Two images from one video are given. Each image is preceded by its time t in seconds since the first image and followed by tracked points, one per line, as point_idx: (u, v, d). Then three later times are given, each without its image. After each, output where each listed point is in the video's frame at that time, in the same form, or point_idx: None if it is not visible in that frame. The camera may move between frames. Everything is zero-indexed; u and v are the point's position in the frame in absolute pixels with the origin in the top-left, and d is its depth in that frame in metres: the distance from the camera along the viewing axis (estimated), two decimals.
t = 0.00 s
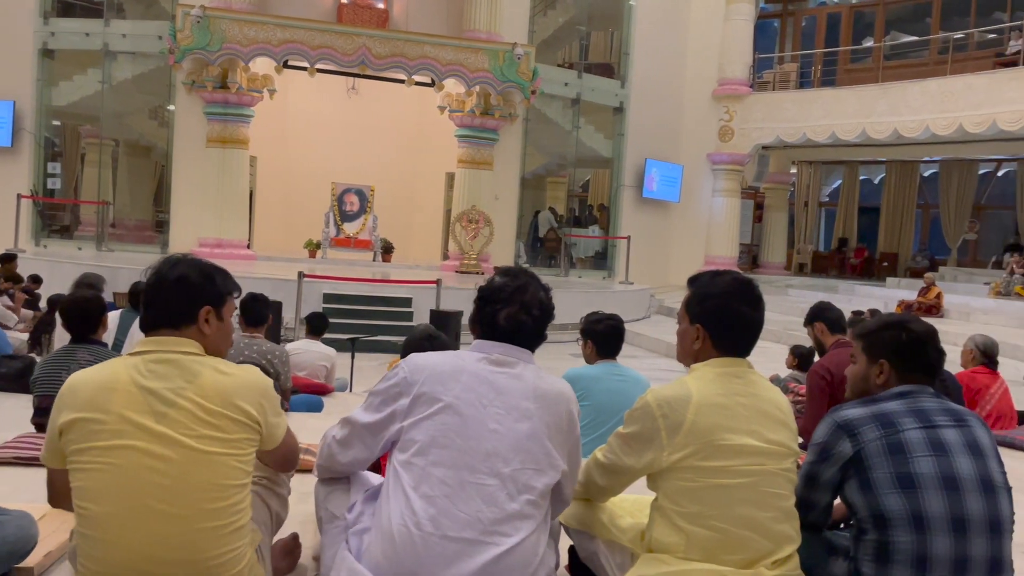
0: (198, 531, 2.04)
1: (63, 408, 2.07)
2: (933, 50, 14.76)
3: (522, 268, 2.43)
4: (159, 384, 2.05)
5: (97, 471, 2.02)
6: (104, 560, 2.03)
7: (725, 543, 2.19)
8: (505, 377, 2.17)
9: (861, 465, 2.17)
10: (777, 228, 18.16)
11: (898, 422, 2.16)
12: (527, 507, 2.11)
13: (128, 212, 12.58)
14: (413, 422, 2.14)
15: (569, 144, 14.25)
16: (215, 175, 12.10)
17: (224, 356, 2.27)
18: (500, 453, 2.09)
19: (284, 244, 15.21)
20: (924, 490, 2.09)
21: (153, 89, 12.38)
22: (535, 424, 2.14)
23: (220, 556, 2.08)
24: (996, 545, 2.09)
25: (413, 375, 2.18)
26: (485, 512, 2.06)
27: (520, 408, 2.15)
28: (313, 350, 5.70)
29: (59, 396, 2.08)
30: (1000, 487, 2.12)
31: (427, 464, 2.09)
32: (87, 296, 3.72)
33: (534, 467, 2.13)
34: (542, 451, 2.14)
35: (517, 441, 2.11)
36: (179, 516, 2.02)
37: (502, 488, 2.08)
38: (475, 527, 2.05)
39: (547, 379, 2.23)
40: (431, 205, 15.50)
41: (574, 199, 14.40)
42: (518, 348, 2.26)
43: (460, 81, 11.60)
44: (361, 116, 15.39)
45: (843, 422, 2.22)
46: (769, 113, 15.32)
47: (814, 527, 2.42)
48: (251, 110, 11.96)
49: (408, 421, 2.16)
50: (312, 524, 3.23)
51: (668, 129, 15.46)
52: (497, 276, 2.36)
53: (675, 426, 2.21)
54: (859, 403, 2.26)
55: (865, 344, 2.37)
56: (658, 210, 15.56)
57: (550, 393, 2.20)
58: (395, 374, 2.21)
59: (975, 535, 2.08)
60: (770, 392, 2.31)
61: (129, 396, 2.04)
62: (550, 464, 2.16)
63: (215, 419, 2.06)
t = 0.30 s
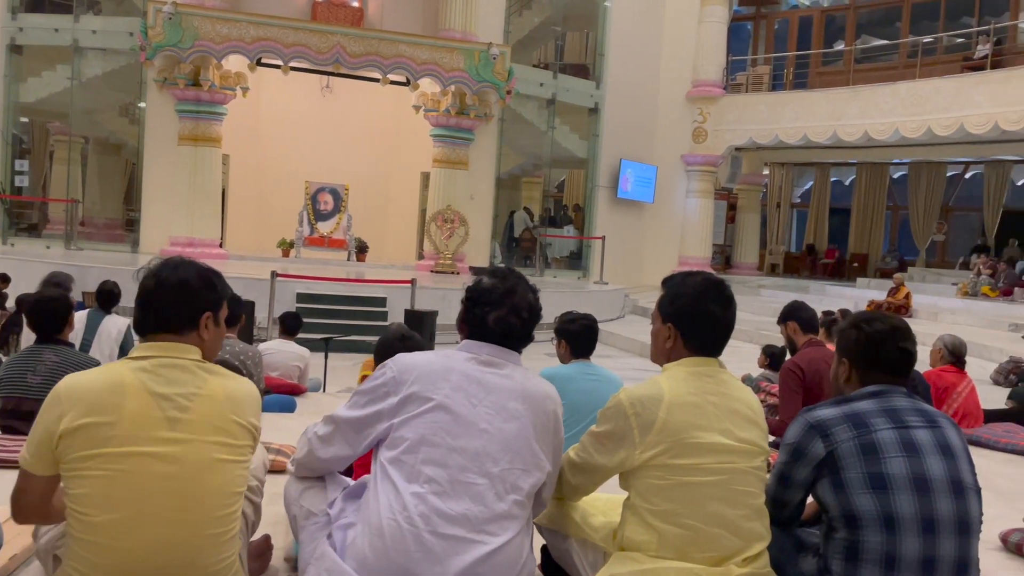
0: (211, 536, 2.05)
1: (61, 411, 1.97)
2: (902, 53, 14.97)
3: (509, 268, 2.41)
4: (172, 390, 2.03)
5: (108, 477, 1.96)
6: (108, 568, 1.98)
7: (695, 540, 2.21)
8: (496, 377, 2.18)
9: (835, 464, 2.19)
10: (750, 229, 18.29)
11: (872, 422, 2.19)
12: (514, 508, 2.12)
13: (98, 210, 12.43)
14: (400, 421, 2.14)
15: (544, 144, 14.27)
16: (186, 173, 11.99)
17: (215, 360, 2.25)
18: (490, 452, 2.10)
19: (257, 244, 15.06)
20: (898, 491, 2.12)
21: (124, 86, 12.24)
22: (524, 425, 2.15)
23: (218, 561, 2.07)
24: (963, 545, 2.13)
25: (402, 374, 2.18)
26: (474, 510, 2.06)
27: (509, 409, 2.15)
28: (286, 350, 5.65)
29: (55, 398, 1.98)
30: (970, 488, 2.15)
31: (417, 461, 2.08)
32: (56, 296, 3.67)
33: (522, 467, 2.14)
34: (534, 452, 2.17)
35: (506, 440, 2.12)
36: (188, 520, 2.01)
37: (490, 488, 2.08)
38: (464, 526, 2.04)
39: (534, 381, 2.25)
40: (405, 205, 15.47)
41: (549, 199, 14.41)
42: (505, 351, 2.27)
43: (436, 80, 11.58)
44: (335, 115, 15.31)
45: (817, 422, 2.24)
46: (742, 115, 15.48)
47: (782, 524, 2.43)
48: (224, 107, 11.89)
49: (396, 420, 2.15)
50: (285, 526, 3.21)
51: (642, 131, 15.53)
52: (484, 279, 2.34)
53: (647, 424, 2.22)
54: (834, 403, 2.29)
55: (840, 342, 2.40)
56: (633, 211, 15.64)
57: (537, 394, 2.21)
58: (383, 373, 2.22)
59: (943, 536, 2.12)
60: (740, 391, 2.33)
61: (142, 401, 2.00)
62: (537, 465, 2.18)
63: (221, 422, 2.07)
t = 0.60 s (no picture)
0: (185, 544, 2.03)
1: (39, 408, 1.93)
2: (873, 56, 15.17)
3: (462, 262, 2.38)
4: (157, 394, 2.00)
5: (85, 480, 1.94)
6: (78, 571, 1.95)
7: (667, 538, 2.22)
8: (449, 375, 2.16)
9: (802, 461, 2.22)
10: (723, 229, 18.42)
11: (836, 419, 2.21)
12: (475, 504, 2.11)
13: (66, 208, 12.28)
14: (356, 424, 2.13)
15: (520, 144, 14.25)
16: (157, 170, 11.86)
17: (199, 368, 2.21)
18: (446, 450, 2.08)
19: (228, 242, 14.90)
20: (862, 486, 2.14)
21: (94, 82, 12.09)
22: (483, 421, 2.14)
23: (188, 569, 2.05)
24: (927, 539, 2.16)
25: (356, 378, 2.17)
26: (430, 510, 2.04)
27: (467, 406, 2.14)
28: (258, 350, 5.61)
29: (35, 394, 1.93)
30: (934, 484, 2.19)
31: (372, 465, 2.08)
32: (21, 295, 3.61)
33: (481, 463, 2.12)
34: (493, 449, 2.15)
35: (463, 436, 2.10)
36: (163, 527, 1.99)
37: (449, 486, 2.07)
38: (423, 525, 2.03)
39: (494, 376, 2.24)
40: (380, 203, 15.42)
41: (524, 199, 14.40)
42: (460, 347, 2.25)
43: (410, 78, 11.54)
44: (309, 113, 15.22)
45: (784, 419, 2.26)
46: (715, 116, 15.61)
47: (755, 521, 2.46)
48: (195, 105, 11.78)
49: (352, 424, 2.15)
50: (255, 527, 3.18)
51: (616, 131, 15.59)
52: (436, 275, 2.32)
53: (620, 421, 2.23)
54: (800, 401, 2.31)
55: (809, 340, 2.42)
56: (607, 211, 15.70)
57: (495, 390, 2.20)
58: (338, 377, 2.20)
59: (905, 528, 2.14)
60: (711, 389, 2.35)
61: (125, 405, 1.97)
62: (496, 461, 2.16)
63: (203, 428, 2.05)
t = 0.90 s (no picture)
0: (155, 547, 2.00)
1: None
2: (844, 58, 15.34)
3: (396, 252, 2.27)
4: (119, 393, 1.98)
5: (49, 485, 1.91)
6: None
7: (641, 535, 2.23)
8: (398, 372, 2.10)
9: (772, 458, 2.22)
10: (697, 228, 18.54)
11: (805, 415, 2.23)
12: (437, 503, 2.07)
13: (33, 206, 12.12)
14: (308, 430, 2.06)
15: (494, 142, 14.21)
16: (126, 167, 11.73)
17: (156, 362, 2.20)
18: (404, 451, 2.03)
19: (199, 240, 14.76)
20: (831, 483, 2.17)
21: (60, 78, 11.91)
22: (439, 418, 2.09)
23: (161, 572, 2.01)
24: (896, 533, 2.22)
25: (303, 383, 2.08)
26: (392, 513, 2.00)
27: (421, 403, 2.08)
28: (231, 350, 5.58)
29: None
30: (902, 478, 2.23)
31: (329, 473, 2.02)
32: None
33: (440, 460, 2.08)
34: (450, 445, 2.11)
35: (421, 434, 2.05)
36: (133, 530, 1.96)
37: (409, 488, 2.03)
38: (386, 531, 1.99)
39: (443, 368, 2.17)
40: (354, 202, 15.35)
41: (499, 198, 14.38)
42: (404, 341, 2.17)
43: (384, 76, 11.48)
44: (282, 111, 15.13)
45: (754, 417, 2.26)
46: (689, 117, 15.74)
47: (725, 517, 2.48)
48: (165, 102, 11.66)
49: (304, 430, 2.07)
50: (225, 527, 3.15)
51: (591, 131, 15.62)
52: (372, 269, 2.21)
53: (593, 418, 2.23)
54: (768, 398, 2.32)
55: (776, 338, 2.46)
56: (582, 210, 15.74)
57: (447, 382, 2.14)
58: (283, 383, 2.11)
59: (871, 521, 2.19)
60: (684, 386, 2.36)
61: (86, 406, 1.94)
62: (453, 455, 2.12)
63: (167, 426, 2.03)
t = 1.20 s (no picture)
0: (131, 539, 1.98)
1: None
2: (816, 58, 15.49)
3: (345, 245, 2.15)
4: (87, 386, 1.96)
5: (20, 480, 1.88)
6: None
7: (614, 530, 2.25)
8: (358, 372, 2.00)
9: (744, 451, 2.24)
10: (671, 227, 18.63)
11: (778, 411, 2.25)
12: (404, 503, 1.99)
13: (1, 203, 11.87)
14: (267, 436, 1.97)
15: (470, 140, 14.14)
16: (96, 163, 11.59)
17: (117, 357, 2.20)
18: (367, 453, 1.94)
19: (172, 238, 14.58)
20: (803, 476, 2.19)
21: (28, 73, 11.69)
22: (403, 416, 2.00)
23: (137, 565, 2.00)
24: (866, 526, 2.26)
25: (260, 388, 1.98)
26: (358, 517, 1.91)
27: (384, 403, 1.99)
28: (203, 348, 5.53)
29: None
30: (872, 471, 2.25)
31: (291, 479, 1.93)
32: None
33: (406, 459, 2.00)
34: (416, 443, 2.02)
35: (384, 435, 1.97)
36: (112, 521, 1.94)
37: (375, 490, 1.94)
38: (353, 535, 1.91)
39: (406, 364, 2.08)
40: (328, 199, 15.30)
41: (475, 196, 14.35)
42: (362, 339, 2.07)
43: (358, 73, 11.43)
44: (255, 107, 15.02)
45: (727, 412, 2.28)
46: (663, 116, 15.83)
47: (699, 513, 2.49)
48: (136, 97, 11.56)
49: (263, 436, 1.98)
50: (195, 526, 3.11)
51: (566, 129, 15.65)
52: (321, 266, 2.09)
53: (566, 414, 2.24)
54: (742, 394, 2.33)
55: (750, 335, 2.47)
56: (557, 208, 15.76)
57: (410, 379, 2.05)
58: (239, 388, 2.01)
59: (841, 513, 2.22)
60: (657, 382, 2.37)
61: (55, 398, 1.92)
62: (420, 453, 2.04)
63: (137, 417, 2.03)
